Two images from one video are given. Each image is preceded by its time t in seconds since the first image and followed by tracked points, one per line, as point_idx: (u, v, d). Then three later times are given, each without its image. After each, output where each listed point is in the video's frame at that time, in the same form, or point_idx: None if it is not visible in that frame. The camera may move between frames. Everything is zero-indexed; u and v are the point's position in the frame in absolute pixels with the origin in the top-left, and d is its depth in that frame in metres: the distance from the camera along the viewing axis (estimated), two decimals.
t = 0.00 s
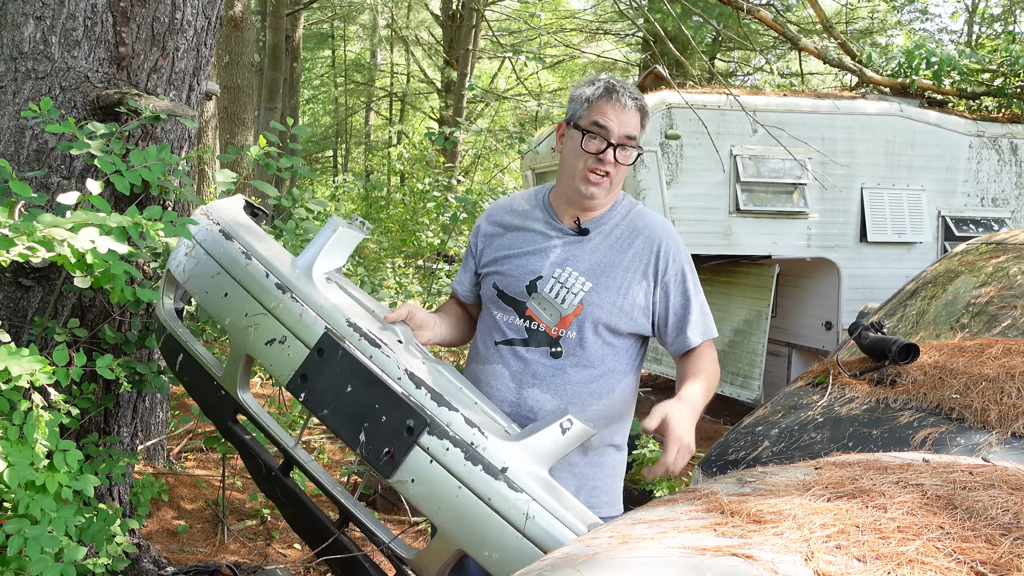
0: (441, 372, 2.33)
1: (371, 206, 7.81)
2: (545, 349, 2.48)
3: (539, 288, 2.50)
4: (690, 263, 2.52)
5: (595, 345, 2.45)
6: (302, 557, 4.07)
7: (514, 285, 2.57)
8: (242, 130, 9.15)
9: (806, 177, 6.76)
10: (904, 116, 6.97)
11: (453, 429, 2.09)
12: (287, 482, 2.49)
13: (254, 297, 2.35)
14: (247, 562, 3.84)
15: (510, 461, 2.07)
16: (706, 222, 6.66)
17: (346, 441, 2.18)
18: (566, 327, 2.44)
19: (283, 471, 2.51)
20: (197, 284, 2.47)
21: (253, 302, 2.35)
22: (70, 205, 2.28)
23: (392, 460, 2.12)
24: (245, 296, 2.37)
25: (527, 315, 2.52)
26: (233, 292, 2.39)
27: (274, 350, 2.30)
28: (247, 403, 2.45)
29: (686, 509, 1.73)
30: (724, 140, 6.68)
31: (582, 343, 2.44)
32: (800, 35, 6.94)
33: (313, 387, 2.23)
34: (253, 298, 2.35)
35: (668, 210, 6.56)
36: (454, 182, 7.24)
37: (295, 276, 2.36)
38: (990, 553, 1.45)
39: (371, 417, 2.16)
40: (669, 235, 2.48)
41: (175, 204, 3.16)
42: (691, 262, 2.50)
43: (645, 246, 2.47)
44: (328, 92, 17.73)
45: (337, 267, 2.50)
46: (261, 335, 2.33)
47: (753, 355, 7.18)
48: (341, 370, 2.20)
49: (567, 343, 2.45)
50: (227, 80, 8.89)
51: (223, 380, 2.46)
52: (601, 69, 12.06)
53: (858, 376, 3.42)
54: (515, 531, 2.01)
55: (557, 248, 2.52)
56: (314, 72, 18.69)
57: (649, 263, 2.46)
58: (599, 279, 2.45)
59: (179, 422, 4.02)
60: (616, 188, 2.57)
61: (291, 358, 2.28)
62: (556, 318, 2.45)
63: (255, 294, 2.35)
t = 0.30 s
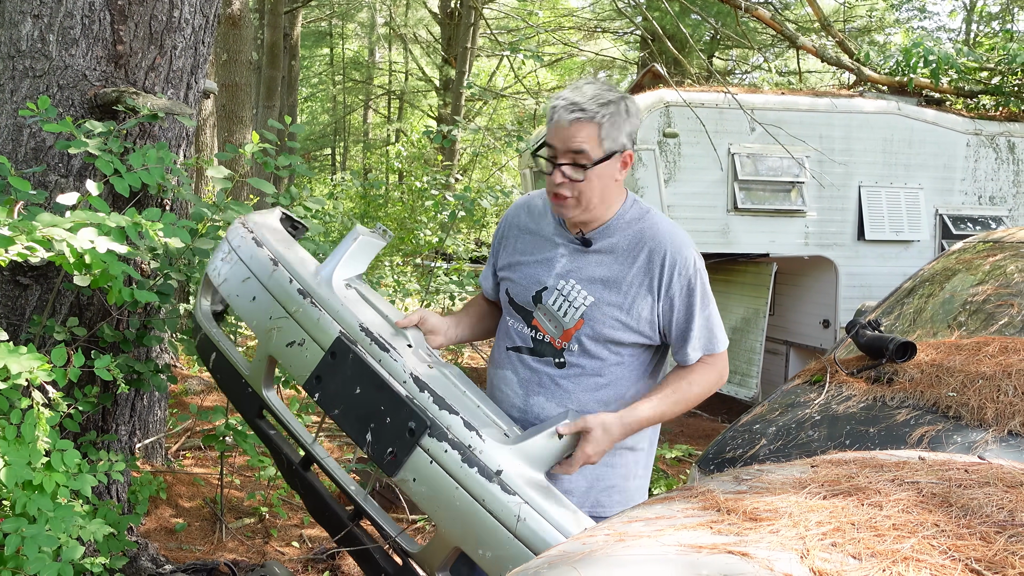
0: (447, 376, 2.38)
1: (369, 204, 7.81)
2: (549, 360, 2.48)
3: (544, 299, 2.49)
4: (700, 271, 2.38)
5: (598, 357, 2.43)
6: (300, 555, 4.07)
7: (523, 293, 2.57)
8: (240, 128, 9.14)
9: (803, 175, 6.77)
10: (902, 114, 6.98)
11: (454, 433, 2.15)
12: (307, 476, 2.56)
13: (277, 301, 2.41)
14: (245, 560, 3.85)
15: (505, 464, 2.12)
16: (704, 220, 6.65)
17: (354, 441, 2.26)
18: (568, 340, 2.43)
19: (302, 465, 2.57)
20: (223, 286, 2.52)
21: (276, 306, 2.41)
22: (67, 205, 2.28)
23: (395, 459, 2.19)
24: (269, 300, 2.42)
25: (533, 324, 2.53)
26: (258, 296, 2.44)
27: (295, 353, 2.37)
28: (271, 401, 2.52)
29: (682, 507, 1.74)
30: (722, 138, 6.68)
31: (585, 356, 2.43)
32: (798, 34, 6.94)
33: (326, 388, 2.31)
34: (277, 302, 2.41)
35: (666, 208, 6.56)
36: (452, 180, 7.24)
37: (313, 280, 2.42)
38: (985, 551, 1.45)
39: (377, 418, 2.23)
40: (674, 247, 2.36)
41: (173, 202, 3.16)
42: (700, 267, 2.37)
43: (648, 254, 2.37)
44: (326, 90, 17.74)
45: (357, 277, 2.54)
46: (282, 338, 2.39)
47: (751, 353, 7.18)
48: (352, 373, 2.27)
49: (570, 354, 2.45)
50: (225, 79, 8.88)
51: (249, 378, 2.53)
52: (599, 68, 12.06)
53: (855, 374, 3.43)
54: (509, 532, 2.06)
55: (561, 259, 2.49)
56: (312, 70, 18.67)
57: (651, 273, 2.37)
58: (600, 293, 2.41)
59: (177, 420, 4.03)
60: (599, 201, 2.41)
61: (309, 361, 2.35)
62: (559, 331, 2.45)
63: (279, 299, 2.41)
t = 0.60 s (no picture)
0: (455, 398, 2.34)
1: (367, 203, 7.80)
2: (535, 365, 2.41)
3: (523, 307, 2.42)
4: (661, 264, 2.14)
5: (574, 363, 2.32)
6: (298, 553, 4.07)
7: (509, 299, 2.51)
8: (238, 127, 9.12)
9: (801, 173, 6.75)
10: (899, 112, 6.99)
11: (445, 454, 2.14)
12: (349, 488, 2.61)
13: (314, 323, 2.47)
14: (243, 558, 3.85)
15: (488, 485, 2.08)
16: (702, 218, 6.64)
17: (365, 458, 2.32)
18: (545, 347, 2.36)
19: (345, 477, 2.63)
20: (279, 308, 2.63)
21: (312, 328, 2.48)
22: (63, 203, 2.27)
23: (396, 477, 2.23)
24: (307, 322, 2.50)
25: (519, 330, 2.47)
26: (298, 318, 2.52)
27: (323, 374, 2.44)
28: (321, 420, 2.63)
29: (678, 504, 1.74)
30: (719, 136, 6.67)
31: (563, 361, 2.34)
32: (795, 32, 6.94)
33: (343, 408, 2.36)
34: (312, 325, 2.48)
35: (663, 206, 6.56)
36: (450, 178, 7.23)
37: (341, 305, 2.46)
38: (978, 547, 1.45)
39: (382, 438, 2.27)
40: (626, 244, 2.16)
41: (169, 200, 3.17)
42: (658, 258, 2.14)
43: (601, 253, 2.21)
44: (324, 88, 17.73)
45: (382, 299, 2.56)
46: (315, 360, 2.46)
47: (748, 351, 7.17)
48: (362, 395, 2.31)
49: (550, 359, 2.36)
50: (223, 77, 8.86)
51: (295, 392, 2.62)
52: (597, 66, 12.06)
53: (852, 372, 3.44)
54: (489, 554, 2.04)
55: (533, 266, 2.41)
56: (310, 69, 18.65)
57: (608, 272, 2.20)
58: (567, 297, 2.29)
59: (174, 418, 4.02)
60: (533, 218, 2.30)
61: (333, 382, 2.40)
62: (536, 338, 2.38)
63: (315, 321, 2.47)
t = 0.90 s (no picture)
0: (434, 407, 2.56)
1: (366, 201, 7.79)
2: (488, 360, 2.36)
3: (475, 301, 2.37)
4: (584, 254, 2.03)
5: (519, 357, 2.26)
6: (296, 552, 4.07)
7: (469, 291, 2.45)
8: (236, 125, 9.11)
9: (799, 172, 6.76)
10: (898, 111, 7.00)
11: (411, 453, 2.35)
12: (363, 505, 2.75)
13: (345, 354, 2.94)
14: (241, 556, 3.86)
15: (440, 479, 2.22)
16: (701, 217, 6.64)
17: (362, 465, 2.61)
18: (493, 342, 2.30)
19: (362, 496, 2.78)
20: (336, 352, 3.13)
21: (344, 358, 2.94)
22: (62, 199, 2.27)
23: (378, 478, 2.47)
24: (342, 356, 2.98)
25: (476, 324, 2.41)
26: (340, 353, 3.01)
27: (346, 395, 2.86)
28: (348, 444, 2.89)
29: (677, 503, 1.74)
30: (717, 136, 6.68)
31: (509, 355, 2.27)
32: (793, 31, 6.96)
33: (353, 423, 2.73)
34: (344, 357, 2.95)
35: (662, 205, 6.56)
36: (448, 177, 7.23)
37: (362, 336, 2.91)
38: (977, 546, 1.46)
39: (371, 444, 2.56)
40: (550, 235, 2.06)
41: (168, 199, 3.17)
42: (581, 250, 2.03)
43: (530, 246, 2.13)
44: (322, 86, 17.73)
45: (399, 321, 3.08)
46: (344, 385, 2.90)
47: (746, 349, 7.15)
48: (361, 408, 2.66)
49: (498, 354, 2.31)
50: (221, 75, 8.85)
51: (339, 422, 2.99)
52: (595, 64, 12.05)
53: (850, 370, 3.44)
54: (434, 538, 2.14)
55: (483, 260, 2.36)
56: (309, 67, 18.63)
57: (534, 264, 2.12)
58: (502, 291, 2.22)
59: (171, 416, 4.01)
60: (472, 215, 2.28)
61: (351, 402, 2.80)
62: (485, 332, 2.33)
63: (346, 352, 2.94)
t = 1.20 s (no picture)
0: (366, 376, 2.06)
1: (365, 199, 7.78)
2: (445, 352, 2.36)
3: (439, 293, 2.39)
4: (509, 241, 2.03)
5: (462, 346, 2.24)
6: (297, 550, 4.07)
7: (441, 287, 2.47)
8: (235, 124, 9.09)
9: (799, 170, 6.75)
10: (897, 110, 6.99)
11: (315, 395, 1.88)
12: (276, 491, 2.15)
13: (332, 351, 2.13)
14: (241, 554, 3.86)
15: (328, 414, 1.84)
16: (701, 216, 6.63)
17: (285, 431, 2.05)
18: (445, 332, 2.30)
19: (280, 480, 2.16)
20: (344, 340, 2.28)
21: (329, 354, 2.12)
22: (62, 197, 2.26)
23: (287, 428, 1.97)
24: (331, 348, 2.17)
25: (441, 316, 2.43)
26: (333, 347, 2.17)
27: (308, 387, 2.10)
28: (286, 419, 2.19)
29: (682, 501, 1.74)
30: (717, 134, 6.68)
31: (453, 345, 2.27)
32: (793, 30, 6.95)
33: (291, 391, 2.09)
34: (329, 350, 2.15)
35: (662, 203, 6.55)
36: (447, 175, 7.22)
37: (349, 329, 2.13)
38: (984, 544, 1.45)
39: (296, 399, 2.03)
40: (482, 221, 2.08)
41: (168, 197, 3.16)
42: (505, 238, 2.03)
43: (468, 233, 2.15)
44: (320, 85, 17.72)
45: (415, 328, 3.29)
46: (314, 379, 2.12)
47: (746, 348, 7.13)
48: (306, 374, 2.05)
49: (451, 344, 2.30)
50: (220, 73, 8.83)
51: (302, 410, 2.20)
52: (594, 63, 12.04)
53: (851, 368, 3.44)
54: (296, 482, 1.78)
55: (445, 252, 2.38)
56: (307, 66, 18.60)
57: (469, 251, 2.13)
58: (447, 280, 2.24)
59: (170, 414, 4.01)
60: (429, 203, 2.26)
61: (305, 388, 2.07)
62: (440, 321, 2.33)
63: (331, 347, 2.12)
